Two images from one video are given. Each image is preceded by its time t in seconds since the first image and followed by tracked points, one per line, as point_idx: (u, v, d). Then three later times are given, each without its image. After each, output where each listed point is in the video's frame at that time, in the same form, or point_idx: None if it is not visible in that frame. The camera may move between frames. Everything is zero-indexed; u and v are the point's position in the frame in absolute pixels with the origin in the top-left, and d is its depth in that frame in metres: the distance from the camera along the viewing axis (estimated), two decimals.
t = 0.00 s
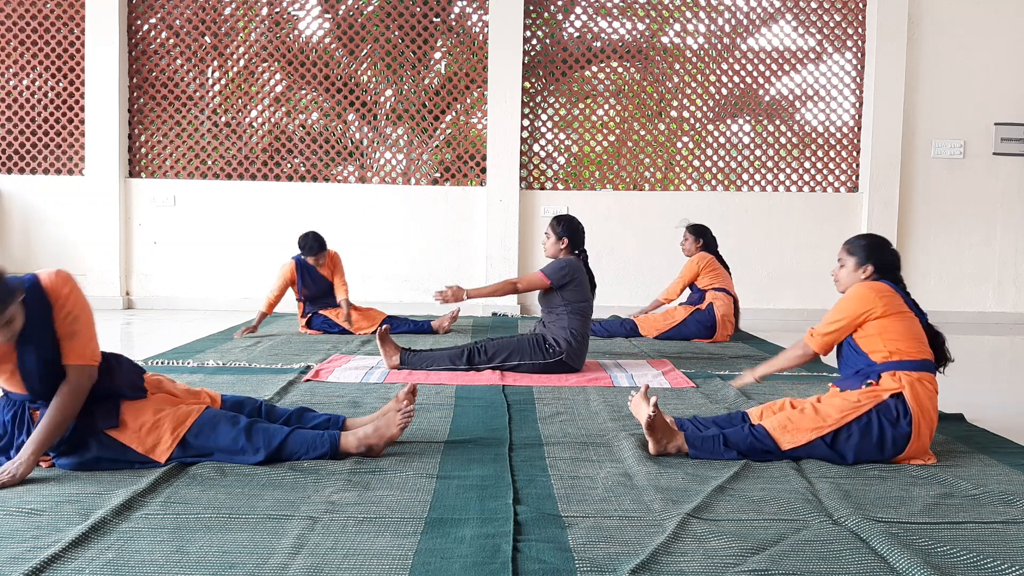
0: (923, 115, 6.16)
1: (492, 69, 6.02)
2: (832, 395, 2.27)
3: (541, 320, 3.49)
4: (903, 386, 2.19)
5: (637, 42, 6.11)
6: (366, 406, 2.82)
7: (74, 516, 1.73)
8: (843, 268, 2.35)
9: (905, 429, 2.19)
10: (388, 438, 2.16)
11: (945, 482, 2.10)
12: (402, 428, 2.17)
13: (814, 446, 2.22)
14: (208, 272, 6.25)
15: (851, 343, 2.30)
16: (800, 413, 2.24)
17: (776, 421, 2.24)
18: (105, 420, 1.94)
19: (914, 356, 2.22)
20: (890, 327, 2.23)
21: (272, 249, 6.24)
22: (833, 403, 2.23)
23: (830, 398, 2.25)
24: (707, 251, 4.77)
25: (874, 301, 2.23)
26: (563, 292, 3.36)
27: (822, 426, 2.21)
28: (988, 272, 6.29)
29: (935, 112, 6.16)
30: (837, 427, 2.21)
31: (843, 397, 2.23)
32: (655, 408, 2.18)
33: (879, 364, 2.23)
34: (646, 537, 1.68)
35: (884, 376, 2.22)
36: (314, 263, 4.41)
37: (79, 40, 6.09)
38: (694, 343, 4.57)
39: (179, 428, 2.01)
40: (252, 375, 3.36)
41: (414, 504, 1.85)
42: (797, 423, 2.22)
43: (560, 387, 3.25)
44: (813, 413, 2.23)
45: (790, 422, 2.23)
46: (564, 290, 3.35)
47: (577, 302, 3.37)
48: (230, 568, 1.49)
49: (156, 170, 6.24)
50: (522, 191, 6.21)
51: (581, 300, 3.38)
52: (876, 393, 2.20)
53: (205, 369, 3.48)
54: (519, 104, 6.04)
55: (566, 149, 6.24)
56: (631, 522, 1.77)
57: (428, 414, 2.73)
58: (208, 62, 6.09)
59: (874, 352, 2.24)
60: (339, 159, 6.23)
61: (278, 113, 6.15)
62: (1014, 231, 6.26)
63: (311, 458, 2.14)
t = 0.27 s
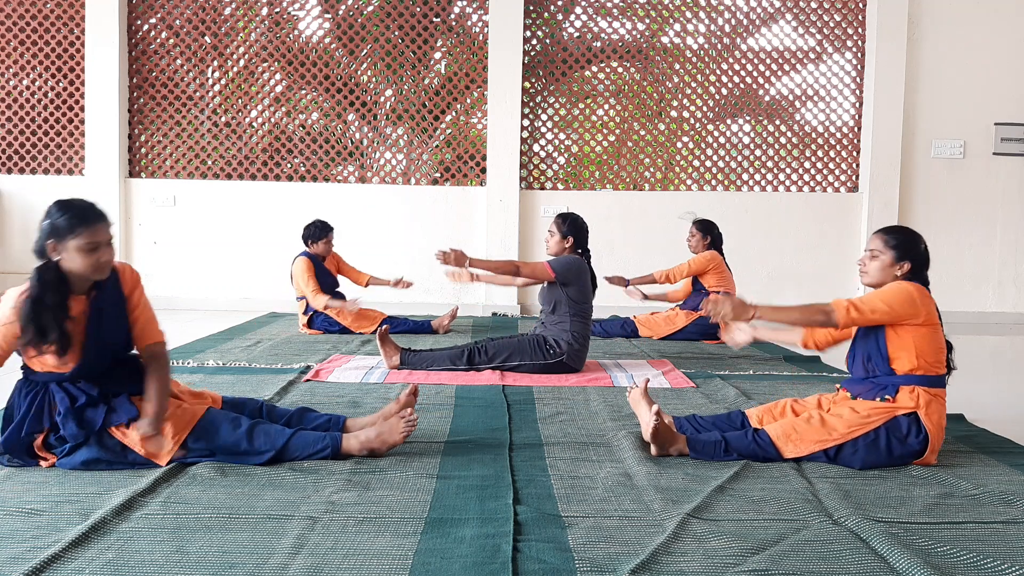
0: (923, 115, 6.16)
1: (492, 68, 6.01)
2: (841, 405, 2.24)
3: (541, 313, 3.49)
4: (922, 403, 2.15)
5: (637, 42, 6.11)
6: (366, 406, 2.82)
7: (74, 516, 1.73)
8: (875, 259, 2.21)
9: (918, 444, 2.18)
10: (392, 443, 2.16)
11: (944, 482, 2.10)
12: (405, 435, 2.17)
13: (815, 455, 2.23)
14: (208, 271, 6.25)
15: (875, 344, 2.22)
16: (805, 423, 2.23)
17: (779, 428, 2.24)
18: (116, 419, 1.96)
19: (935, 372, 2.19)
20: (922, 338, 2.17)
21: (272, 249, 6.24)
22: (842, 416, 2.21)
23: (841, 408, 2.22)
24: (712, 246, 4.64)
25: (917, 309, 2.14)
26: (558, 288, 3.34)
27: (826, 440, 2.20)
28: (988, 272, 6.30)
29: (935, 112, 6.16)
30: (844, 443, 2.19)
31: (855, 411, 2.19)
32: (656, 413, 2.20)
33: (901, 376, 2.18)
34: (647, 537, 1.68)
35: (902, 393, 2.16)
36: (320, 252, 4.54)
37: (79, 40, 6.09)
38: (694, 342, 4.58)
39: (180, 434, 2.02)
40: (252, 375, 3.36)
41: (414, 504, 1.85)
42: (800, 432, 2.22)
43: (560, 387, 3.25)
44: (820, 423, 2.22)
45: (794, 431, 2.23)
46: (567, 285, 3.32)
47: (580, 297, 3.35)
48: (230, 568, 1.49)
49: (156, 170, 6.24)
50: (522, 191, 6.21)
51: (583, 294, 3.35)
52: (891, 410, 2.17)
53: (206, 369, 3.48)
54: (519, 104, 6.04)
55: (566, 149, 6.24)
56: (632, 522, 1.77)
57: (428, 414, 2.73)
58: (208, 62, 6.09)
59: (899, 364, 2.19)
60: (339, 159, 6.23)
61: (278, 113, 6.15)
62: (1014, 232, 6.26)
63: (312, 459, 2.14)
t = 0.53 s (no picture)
0: (923, 115, 6.16)
1: (492, 68, 6.01)
2: (842, 406, 2.24)
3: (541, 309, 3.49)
4: (926, 409, 2.15)
5: (637, 42, 6.11)
6: (366, 406, 2.82)
7: (75, 516, 1.72)
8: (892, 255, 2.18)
9: (924, 447, 2.18)
10: (393, 441, 2.16)
11: (945, 482, 2.10)
12: (407, 432, 2.17)
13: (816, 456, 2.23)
14: (208, 271, 6.25)
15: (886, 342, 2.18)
16: (805, 424, 2.23)
17: (779, 428, 2.24)
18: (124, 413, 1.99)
19: (940, 378, 2.17)
20: (934, 340, 2.14)
21: (272, 249, 6.24)
22: (843, 417, 2.21)
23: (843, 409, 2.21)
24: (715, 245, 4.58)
25: (935, 308, 2.12)
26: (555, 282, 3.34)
27: (826, 441, 2.20)
28: (988, 272, 6.30)
29: (935, 113, 6.16)
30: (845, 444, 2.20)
31: (857, 412, 2.19)
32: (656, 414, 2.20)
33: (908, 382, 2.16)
34: (647, 537, 1.68)
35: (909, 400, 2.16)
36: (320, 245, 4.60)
37: (79, 40, 6.09)
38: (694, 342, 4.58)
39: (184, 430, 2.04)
40: (252, 375, 3.36)
41: (414, 504, 1.85)
42: (800, 433, 2.22)
43: (560, 387, 3.25)
44: (820, 424, 2.22)
45: (794, 432, 2.23)
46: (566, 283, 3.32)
47: (579, 295, 3.34)
48: (230, 568, 1.49)
49: (156, 170, 6.24)
50: (522, 191, 6.21)
51: (583, 293, 3.34)
52: (895, 414, 2.16)
53: (206, 369, 3.48)
54: (519, 104, 6.04)
55: (566, 149, 6.24)
56: (632, 522, 1.77)
57: (428, 414, 2.74)
58: (208, 62, 6.09)
59: (909, 366, 2.16)
60: (339, 159, 6.23)
61: (278, 113, 6.15)
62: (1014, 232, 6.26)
63: (314, 458, 2.14)
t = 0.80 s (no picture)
0: (922, 115, 6.16)
1: (492, 68, 6.01)
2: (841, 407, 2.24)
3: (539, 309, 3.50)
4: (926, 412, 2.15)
5: (637, 42, 6.11)
6: (366, 406, 2.82)
7: (74, 516, 1.72)
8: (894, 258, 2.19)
9: (924, 449, 2.18)
10: (394, 441, 2.17)
11: (945, 482, 2.10)
12: (407, 431, 2.18)
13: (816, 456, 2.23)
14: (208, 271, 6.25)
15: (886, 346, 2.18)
16: (804, 424, 2.23)
17: (778, 427, 2.25)
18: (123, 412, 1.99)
19: (941, 380, 2.17)
20: (934, 343, 2.14)
21: (272, 249, 6.24)
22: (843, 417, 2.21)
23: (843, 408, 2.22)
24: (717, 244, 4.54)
25: (935, 312, 2.11)
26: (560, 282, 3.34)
27: (825, 441, 2.20)
28: (988, 272, 6.30)
29: (936, 113, 6.16)
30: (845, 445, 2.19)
31: (856, 413, 2.20)
32: (650, 420, 2.21)
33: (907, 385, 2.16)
34: (647, 537, 1.68)
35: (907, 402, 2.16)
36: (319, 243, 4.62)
37: (79, 40, 6.09)
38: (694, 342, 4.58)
39: (184, 430, 2.04)
40: (252, 375, 3.36)
41: (414, 504, 1.85)
42: (800, 433, 2.22)
43: (560, 387, 3.25)
44: (819, 424, 2.23)
45: (793, 432, 2.23)
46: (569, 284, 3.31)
47: (581, 296, 3.34)
48: (230, 568, 1.49)
49: (156, 170, 6.24)
50: (522, 191, 6.21)
51: (584, 294, 3.34)
52: (894, 416, 2.17)
53: (206, 369, 3.48)
54: (519, 104, 6.04)
55: (566, 149, 6.24)
56: (632, 522, 1.77)
57: (428, 414, 2.74)
58: (208, 62, 6.09)
59: (908, 369, 2.16)
60: (339, 159, 6.23)
61: (278, 113, 6.15)
62: (1014, 232, 6.26)
63: (313, 459, 2.14)
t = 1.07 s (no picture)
0: (922, 115, 6.16)
1: (492, 68, 6.02)
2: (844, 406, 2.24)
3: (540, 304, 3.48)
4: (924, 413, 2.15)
5: (637, 42, 6.11)
6: (366, 406, 2.82)
7: (74, 516, 1.72)
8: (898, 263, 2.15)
9: (924, 448, 2.17)
10: (393, 441, 2.16)
11: (944, 482, 2.10)
12: (406, 432, 2.18)
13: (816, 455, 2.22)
14: (208, 271, 6.25)
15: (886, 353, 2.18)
16: (805, 421, 2.23)
17: (778, 424, 2.24)
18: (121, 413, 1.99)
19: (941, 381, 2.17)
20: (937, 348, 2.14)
21: (272, 249, 6.24)
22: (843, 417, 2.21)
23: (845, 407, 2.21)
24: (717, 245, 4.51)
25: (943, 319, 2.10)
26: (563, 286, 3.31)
27: (826, 439, 2.19)
28: (988, 272, 6.30)
29: (936, 113, 6.16)
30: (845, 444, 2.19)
31: (858, 412, 2.19)
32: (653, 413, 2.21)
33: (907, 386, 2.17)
34: (646, 537, 1.68)
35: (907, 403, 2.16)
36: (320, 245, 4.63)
37: (79, 40, 6.09)
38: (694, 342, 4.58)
39: (184, 430, 2.05)
40: (252, 375, 3.36)
41: (414, 504, 1.85)
42: (800, 430, 2.22)
43: (560, 387, 3.25)
44: (820, 422, 2.22)
45: (794, 429, 2.23)
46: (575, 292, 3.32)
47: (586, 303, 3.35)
48: (230, 568, 1.49)
49: (156, 170, 6.24)
50: (522, 191, 6.21)
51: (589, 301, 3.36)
52: (895, 414, 2.17)
53: (206, 368, 3.48)
54: (519, 104, 6.04)
55: (566, 149, 6.24)
56: (632, 522, 1.77)
57: (428, 414, 2.73)
58: (208, 62, 6.09)
59: (910, 372, 2.16)
60: (339, 159, 6.23)
61: (278, 113, 6.15)
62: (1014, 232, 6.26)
63: (313, 459, 2.14)
